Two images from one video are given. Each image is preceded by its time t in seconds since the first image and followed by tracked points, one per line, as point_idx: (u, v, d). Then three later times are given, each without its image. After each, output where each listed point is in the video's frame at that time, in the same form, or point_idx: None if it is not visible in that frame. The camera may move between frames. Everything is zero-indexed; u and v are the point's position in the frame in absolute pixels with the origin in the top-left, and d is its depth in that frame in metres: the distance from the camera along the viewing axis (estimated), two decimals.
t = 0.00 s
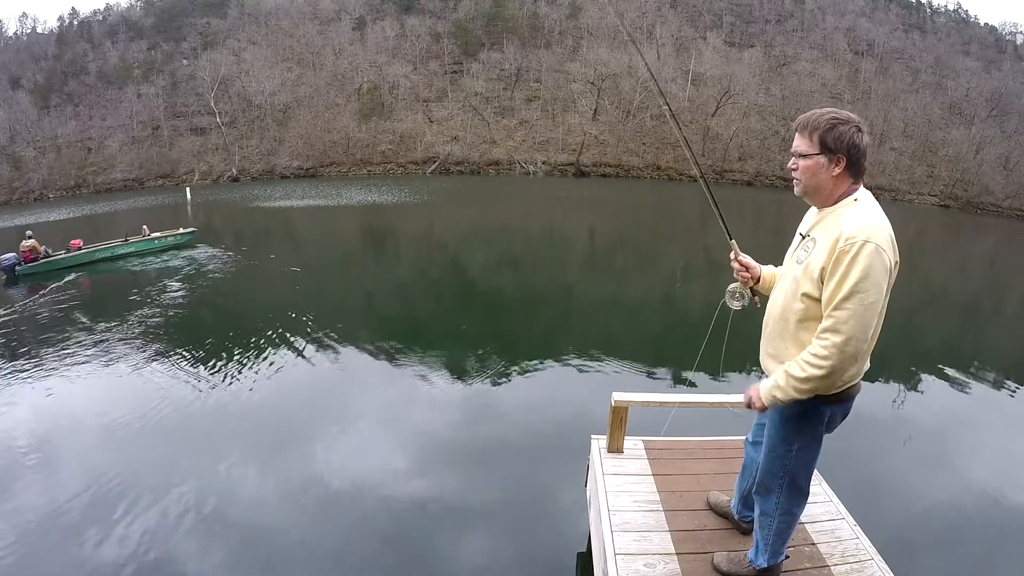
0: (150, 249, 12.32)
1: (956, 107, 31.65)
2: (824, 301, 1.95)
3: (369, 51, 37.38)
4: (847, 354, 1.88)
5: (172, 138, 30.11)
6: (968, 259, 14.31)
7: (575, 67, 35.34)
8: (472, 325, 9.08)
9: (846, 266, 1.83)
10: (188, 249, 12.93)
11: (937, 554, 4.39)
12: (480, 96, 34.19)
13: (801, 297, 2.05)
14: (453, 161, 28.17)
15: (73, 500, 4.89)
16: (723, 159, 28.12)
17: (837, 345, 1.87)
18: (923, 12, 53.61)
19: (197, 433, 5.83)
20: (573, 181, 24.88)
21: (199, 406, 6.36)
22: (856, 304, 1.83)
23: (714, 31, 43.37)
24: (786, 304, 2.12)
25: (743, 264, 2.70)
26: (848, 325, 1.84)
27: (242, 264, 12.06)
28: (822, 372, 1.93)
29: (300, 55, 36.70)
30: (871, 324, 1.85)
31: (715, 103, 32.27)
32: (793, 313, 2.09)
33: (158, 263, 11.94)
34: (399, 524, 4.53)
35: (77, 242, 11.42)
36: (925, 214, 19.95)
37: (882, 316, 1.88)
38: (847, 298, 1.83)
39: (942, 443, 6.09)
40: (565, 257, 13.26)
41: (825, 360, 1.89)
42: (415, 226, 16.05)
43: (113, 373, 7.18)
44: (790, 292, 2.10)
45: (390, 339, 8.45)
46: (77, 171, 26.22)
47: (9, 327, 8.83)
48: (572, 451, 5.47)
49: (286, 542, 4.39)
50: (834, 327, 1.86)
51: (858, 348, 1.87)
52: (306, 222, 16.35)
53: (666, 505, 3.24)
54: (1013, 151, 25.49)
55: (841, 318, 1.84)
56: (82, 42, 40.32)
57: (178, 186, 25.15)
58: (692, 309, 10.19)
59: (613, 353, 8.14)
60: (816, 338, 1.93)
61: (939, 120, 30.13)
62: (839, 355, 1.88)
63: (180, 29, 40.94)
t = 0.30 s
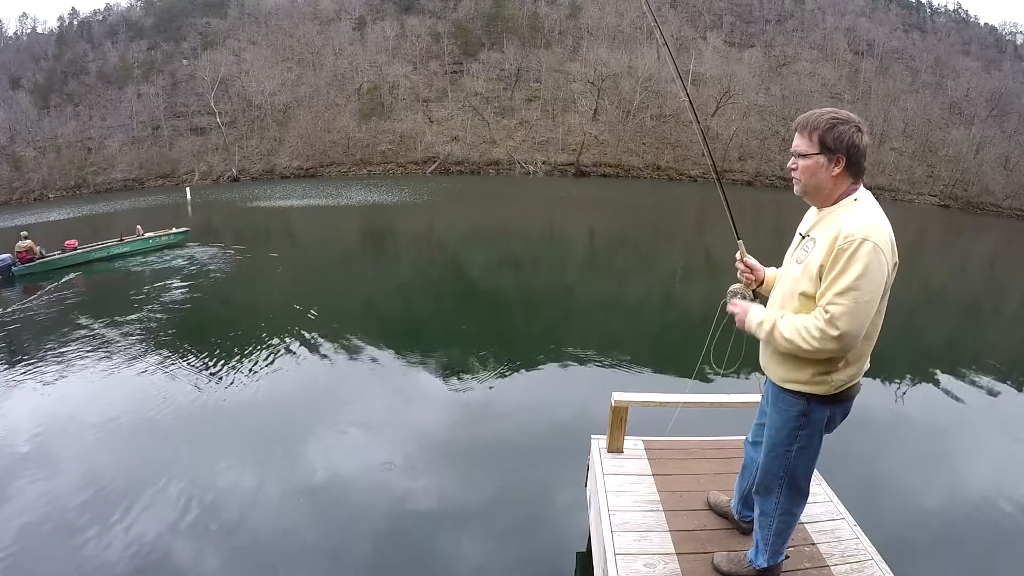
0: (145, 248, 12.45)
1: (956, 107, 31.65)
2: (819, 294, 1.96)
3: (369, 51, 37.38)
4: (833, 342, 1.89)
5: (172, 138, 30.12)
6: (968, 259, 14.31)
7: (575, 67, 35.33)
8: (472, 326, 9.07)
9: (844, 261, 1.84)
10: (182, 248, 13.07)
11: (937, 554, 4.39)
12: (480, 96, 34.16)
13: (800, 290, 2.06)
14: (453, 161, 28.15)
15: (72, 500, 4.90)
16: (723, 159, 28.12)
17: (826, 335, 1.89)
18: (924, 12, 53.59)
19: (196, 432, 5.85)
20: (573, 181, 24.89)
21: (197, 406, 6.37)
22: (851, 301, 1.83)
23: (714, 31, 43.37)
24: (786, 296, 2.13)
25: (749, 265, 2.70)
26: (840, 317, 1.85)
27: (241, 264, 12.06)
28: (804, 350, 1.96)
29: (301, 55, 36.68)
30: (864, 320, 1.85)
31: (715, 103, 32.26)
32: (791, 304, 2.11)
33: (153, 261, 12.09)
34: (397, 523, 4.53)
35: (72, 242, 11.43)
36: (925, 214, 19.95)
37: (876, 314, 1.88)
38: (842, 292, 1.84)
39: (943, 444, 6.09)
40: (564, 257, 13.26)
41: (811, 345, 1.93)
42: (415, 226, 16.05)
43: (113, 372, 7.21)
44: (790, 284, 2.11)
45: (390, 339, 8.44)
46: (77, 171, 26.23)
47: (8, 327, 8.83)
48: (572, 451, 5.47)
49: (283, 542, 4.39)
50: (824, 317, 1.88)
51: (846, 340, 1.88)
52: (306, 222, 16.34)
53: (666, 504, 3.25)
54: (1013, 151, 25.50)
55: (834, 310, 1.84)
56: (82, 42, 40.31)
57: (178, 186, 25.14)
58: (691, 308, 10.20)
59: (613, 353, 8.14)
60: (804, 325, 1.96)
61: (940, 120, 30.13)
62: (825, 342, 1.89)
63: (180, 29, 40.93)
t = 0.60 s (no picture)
0: (141, 247, 12.53)
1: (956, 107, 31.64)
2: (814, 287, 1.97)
3: (369, 51, 37.38)
4: (823, 337, 1.90)
5: (172, 138, 30.12)
6: (968, 259, 14.32)
7: (575, 67, 35.32)
8: (472, 326, 9.06)
9: (841, 256, 1.84)
10: (175, 247, 13.20)
11: (937, 554, 4.39)
12: (481, 96, 34.16)
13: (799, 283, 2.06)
14: (453, 161, 28.15)
15: (71, 499, 4.90)
16: (723, 159, 28.12)
17: (816, 328, 1.89)
18: (924, 12, 53.60)
19: (196, 431, 5.87)
20: (573, 181, 24.89)
21: (196, 404, 6.39)
22: (847, 296, 1.82)
23: (715, 31, 43.37)
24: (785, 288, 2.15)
25: (750, 266, 2.72)
26: (832, 308, 1.85)
27: (241, 263, 12.06)
28: (795, 337, 1.98)
29: (301, 55, 36.68)
30: (854, 317, 1.85)
31: (715, 103, 32.26)
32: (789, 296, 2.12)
33: (149, 260, 12.20)
34: (395, 525, 4.52)
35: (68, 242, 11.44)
36: (925, 214, 19.96)
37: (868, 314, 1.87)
38: (833, 286, 1.85)
39: (942, 444, 6.09)
40: (565, 257, 13.26)
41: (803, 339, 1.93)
42: (416, 227, 16.04)
43: (112, 371, 7.23)
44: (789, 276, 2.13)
45: (391, 339, 8.44)
46: (77, 171, 26.21)
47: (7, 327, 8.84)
48: (572, 451, 5.47)
49: (281, 543, 4.39)
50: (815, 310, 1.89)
51: (837, 333, 1.88)
52: (306, 222, 16.32)
53: (667, 504, 3.25)
54: (1013, 152, 25.52)
55: (826, 304, 1.85)
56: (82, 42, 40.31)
57: (178, 186, 25.12)
58: (691, 309, 10.20)
59: (613, 353, 8.14)
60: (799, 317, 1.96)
61: (940, 120, 30.13)
62: (815, 333, 1.90)
63: (180, 29, 40.93)
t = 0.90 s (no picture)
0: (137, 247, 12.54)
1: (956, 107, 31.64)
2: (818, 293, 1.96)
3: (369, 51, 37.38)
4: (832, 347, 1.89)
5: (172, 138, 30.13)
6: (968, 259, 14.32)
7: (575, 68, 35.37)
8: (472, 326, 9.06)
9: (843, 259, 1.83)
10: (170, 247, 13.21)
11: (937, 554, 4.40)
12: (481, 96, 34.18)
13: (800, 289, 2.05)
14: (453, 161, 28.14)
15: (68, 500, 4.89)
16: (723, 159, 28.12)
17: (824, 337, 1.88)
18: (924, 12, 53.61)
19: (194, 431, 5.87)
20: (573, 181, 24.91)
21: (195, 405, 6.39)
22: (851, 299, 1.82)
23: (714, 31, 43.40)
24: (784, 295, 2.14)
25: (744, 270, 2.75)
26: (837, 316, 1.84)
27: (241, 263, 12.06)
28: (804, 357, 1.97)
29: (301, 55, 36.72)
30: (859, 321, 1.85)
31: (715, 103, 32.29)
32: (789, 303, 2.11)
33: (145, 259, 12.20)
34: (395, 524, 4.52)
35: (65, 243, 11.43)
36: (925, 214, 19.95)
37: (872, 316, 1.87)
38: (838, 291, 1.84)
39: (942, 443, 6.10)
40: (565, 257, 13.25)
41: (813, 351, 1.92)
42: (416, 226, 16.06)
43: (111, 371, 7.22)
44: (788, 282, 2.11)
45: (391, 339, 8.44)
46: (77, 171, 26.21)
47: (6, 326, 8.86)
48: (572, 451, 5.48)
49: (280, 542, 4.40)
50: (822, 320, 1.88)
51: (845, 340, 1.88)
52: (306, 222, 16.33)
53: (666, 504, 3.25)
54: (1013, 152, 25.52)
55: (833, 311, 1.84)
56: (82, 42, 40.32)
57: (178, 186, 25.10)
58: (691, 309, 10.20)
59: (613, 353, 8.14)
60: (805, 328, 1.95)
61: (940, 120, 30.11)
62: (825, 344, 1.90)
63: (180, 29, 40.95)
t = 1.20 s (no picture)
0: (132, 247, 12.66)
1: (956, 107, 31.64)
2: (820, 299, 1.95)
3: (369, 51, 37.42)
4: (850, 356, 1.86)
5: (172, 138, 30.14)
6: (968, 259, 14.32)
7: (575, 68, 35.38)
8: (471, 326, 9.05)
9: (841, 264, 1.83)
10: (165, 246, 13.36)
11: (937, 554, 4.40)
12: (480, 96, 34.21)
13: (799, 297, 2.05)
14: (453, 161, 28.13)
15: (69, 500, 4.90)
16: (723, 159, 28.12)
17: (836, 348, 1.87)
18: (924, 12, 53.66)
19: (192, 431, 5.88)
20: (573, 181, 24.91)
21: (193, 404, 6.40)
22: (851, 303, 1.83)
23: (715, 31, 43.45)
24: (783, 302, 2.13)
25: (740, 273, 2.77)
26: (846, 322, 1.84)
27: (241, 263, 12.07)
28: (840, 387, 1.88)
29: (301, 56, 36.73)
30: (867, 324, 1.85)
31: (715, 103, 32.32)
32: (791, 311, 2.10)
33: (142, 258, 12.32)
34: (394, 525, 4.52)
35: (61, 242, 11.44)
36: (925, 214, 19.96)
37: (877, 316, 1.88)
38: (843, 297, 1.83)
39: (942, 443, 6.11)
40: (565, 257, 13.25)
41: (831, 365, 1.88)
42: (416, 226, 16.07)
43: (110, 372, 7.23)
44: (786, 290, 2.10)
45: (391, 339, 8.44)
46: (77, 171, 26.20)
47: (6, 326, 8.86)
48: (572, 451, 5.49)
49: (280, 542, 4.40)
50: (833, 328, 1.86)
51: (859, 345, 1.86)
52: (307, 222, 16.33)
53: (666, 504, 3.25)
54: (1013, 152, 25.52)
55: (841, 316, 1.84)
56: (82, 42, 40.34)
57: (178, 186, 25.08)
58: (691, 309, 10.21)
59: (613, 353, 8.14)
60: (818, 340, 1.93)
61: (940, 120, 30.12)
62: (847, 358, 1.86)
63: (181, 29, 40.98)
